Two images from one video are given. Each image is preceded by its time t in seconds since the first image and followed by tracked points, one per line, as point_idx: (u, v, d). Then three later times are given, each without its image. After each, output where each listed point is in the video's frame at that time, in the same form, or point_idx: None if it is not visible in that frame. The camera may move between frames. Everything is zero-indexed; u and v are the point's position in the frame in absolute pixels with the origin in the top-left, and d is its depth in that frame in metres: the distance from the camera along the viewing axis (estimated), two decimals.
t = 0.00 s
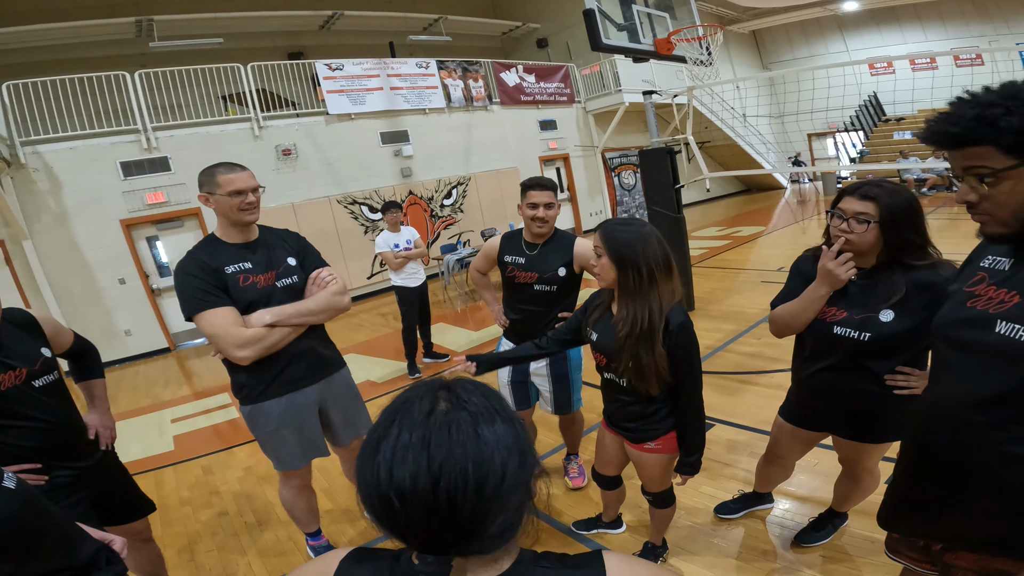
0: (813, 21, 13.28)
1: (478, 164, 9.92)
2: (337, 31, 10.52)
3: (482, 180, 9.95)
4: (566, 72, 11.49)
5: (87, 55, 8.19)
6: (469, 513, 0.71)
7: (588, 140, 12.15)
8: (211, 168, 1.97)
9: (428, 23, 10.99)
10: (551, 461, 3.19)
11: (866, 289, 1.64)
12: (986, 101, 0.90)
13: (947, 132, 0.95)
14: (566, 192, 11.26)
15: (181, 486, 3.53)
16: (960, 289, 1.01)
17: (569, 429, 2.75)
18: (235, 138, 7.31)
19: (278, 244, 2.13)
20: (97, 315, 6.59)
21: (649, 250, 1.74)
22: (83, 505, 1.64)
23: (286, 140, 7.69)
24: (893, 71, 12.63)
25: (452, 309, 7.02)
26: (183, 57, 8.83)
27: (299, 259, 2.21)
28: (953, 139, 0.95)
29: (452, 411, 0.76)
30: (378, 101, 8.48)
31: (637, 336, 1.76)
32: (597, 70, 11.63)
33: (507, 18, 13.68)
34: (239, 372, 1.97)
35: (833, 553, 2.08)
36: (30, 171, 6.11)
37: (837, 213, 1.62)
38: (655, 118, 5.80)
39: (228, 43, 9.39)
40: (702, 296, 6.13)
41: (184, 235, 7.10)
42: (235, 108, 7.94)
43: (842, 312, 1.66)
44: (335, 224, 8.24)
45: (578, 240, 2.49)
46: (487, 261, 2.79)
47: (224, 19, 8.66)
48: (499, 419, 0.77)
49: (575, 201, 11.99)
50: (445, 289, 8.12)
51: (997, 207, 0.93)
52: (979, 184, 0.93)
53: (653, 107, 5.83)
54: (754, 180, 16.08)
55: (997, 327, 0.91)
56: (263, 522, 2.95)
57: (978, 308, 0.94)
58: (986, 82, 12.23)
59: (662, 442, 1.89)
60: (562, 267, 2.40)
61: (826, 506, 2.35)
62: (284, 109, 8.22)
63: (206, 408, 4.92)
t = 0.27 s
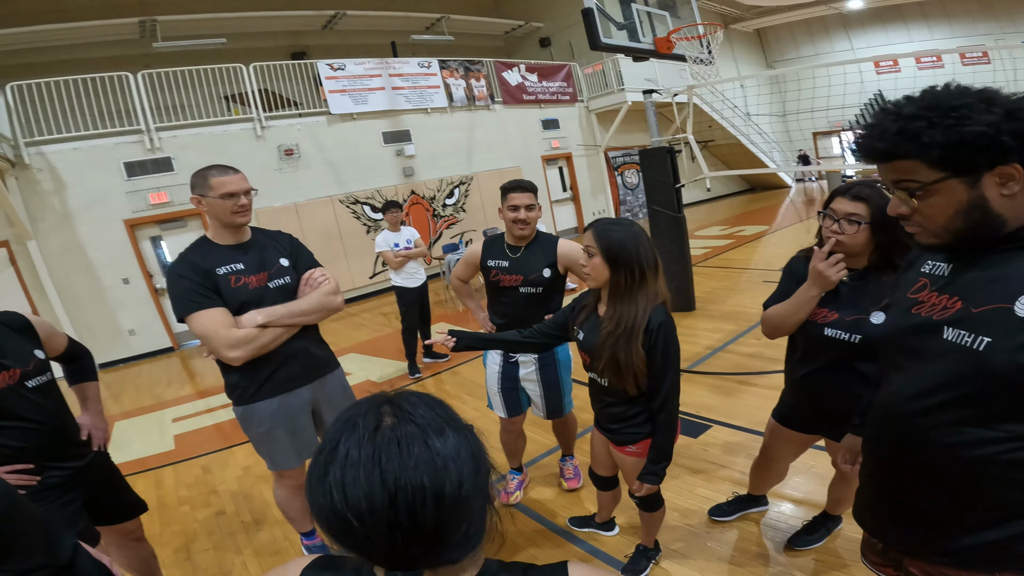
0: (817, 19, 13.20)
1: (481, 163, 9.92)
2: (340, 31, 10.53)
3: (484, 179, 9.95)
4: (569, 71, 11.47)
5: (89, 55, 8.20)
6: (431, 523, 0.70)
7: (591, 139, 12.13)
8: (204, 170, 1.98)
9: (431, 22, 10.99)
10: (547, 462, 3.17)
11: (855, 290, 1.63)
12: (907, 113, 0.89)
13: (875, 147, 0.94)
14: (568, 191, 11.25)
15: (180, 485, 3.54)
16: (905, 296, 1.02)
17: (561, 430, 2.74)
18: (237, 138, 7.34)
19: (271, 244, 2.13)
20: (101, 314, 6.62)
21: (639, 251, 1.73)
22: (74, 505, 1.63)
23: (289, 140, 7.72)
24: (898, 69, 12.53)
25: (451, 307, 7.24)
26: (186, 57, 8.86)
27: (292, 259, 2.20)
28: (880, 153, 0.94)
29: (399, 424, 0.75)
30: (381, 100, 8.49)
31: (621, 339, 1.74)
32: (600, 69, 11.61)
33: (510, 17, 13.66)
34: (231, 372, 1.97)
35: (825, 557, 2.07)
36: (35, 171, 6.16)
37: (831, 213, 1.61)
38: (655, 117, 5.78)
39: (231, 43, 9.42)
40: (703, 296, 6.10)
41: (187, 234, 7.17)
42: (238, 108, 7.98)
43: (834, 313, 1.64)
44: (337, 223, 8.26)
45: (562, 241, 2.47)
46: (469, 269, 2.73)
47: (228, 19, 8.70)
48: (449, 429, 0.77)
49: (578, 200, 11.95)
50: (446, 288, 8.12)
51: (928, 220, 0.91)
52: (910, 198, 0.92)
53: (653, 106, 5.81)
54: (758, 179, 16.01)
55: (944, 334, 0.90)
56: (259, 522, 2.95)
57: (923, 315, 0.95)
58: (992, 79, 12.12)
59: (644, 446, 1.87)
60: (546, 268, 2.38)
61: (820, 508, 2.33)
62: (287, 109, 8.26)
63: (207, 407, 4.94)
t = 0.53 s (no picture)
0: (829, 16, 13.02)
1: (488, 163, 9.90)
2: (348, 32, 10.56)
3: (492, 179, 9.93)
4: (577, 70, 11.42)
5: (102, 56, 8.29)
6: (422, 522, 0.68)
7: (599, 139, 12.06)
8: (202, 173, 1.98)
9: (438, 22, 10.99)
10: (548, 463, 3.14)
11: (853, 293, 1.62)
12: (890, 114, 0.81)
13: (856, 150, 0.85)
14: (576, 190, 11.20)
15: (186, 484, 3.55)
16: (885, 302, 0.98)
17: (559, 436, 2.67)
18: (245, 139, 7.39)
19: (270, 247, 2.11)
20: (113, 314, 6.69)
21: (637, 251, 1.72)
22: (77, 503, 1.62)
23: (297, 141, 7.76)
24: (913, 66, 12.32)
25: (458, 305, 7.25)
26: (197, 59, 8.95)
27: (292, 262, 2.19)
28: (862, 157, 0.84)
29: (371, 428, 0.72)
30: (388, 100, 8.50)
31: (624, 338, 1.69)
32: (608, 67, 11.54)
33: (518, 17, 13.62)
34: (230, 374, 1.96)
35: (827, 562, 2.01)
36: (47, 173, 6.23)
37: (831, 215, 1.60)
38: (661, 115, 5.72)
39: (240, 44, 9.48)
40: (711, 296, 6.02)
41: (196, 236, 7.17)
42: (247, 109, 8.03)
43: (835, 316, 1.62)
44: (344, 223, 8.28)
45: (540, 242, 2.49)
46: (449, 279, 2.69)
47: (236, 20, 8.76)
48: (418, 431, 0.75)
49: (586, 200, 11.88)
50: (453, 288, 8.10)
51: (914, 226, 0.83)
52: (895, 204, 0.83)
53: (660, 104, 5.75)
54: (769, 177, 15.83)
55: (924, 340, 0.86)
56: (262, 522, 2.95)
57: (904, 321, 0.91)
58: (1009, 74, 11.87)
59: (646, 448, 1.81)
60: (528, 270, 2.38)
61: (824, 513, 2.27)
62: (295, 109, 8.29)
63: (214, 407, 4.96)
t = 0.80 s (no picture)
0: (837, 13, 12.89)
1: (493, 161, 9.86)
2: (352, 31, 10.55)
3: (496, 178, 9.90)
4: (582, 68, 11.37)
5: (108, 56, 8.31)
6: (430, 513, 0.66)
7: (605, 137, 12.00)
8: (201, 172, 1.95)
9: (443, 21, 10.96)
10: (550, 463, 3.10)
11: (856, 293, 1.58)
12: (891, 103, 0.77)
13: (855, 140, 0.81)
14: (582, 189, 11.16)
15: (189, 483, 3.55)
16: (883, 303, 0.95)
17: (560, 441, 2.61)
18: (250, 138, 7.40)
19: (271, 246, 2.09)
20: (120, 313, 6.72)
21: (629, 248, 1.77)
22: (79, 503, 1.60)
23: (302, 140, 7.76)
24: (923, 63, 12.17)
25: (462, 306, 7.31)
26: (202, 58, 8.97)
27: (293, 261, 2.17)
28: (862, 148, 0.81)
29: (368, 424, 0.70)
30: (392, 99, 8.48)
31: (637, 333, 1.67)
32: (613, 66, 11.48)
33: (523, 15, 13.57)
34: (231, 373, 1.95)
35: (830, 564, 1.98)
36: (55, 172, 6.26)
37: (837, 212, 1.57)
38: (666, 113, 5.66)
39: (245, 44, 9.49)
40: (717, 295, 5.96)
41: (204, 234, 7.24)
42: (252, 109, 8.04)
43: (838, 315, 1.59)
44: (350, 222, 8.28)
45: (523, 242, 2.52)
46: (433, 285, 2.70)
47: (241, 20, 8.77)
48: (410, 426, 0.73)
49: (591, 199, 11.82)
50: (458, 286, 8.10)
51: (916, 221, 0.78)
52: (896, 197, 0.79)
53: (665, 102, 5.70)
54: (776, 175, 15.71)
55: (916, 343, 0.82)
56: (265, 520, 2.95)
57: (897, 322, 0.87)
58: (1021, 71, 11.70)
59: (657, 447, 1.77)
60: (515, 271, 2.41)
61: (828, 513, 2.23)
62: (300, 109, 8.30)
63: (219, 406, 4.96)
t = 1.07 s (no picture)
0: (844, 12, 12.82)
1: (498, 161, 9.88)
2: (358, 30, 10.59)
3: (501, 177, 9.91)
4: (586, 68, 11.36)
5: (116, 55, 8.38)
6: (429, 527, 0.67)
7: (609, 137, 11.99)
8: (208, 173, 1.96)
9: (448, 19, 10.98)
10: (554, 463, 3.12)
11: (862, 294, 1.59)
12: (900, 100, 0.76)
13: (862, 138, 0.80)
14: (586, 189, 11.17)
15: (197, 480, 3.59)
16: (885, 306, 0.94)
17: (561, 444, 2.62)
18: (257, 137, 7.45)
19: (277, 247, 2.12)
20: (128, 311, 6.78)
21: (629, 248, 1.80)
22: (91, 500, 1.62)
23: (308, 139, 7.81)
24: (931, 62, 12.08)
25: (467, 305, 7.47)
26: (209, 58, 9.03)
27: (298, 261, 2.20)
28: (868, 147, 0.80)
29: (375, 434, 0.71)
30: (398, 99, 8.51)
31: (643, 332, 1.70)
32: (618, 65, 11.47)
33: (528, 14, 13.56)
34: (238, 372, 1.97)
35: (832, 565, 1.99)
36: (63, 171, 6.33)
37: (845, 213, 1.58)
38: (671, 113, 5.66)
39: (252, 43, 9.54)
40: (722, 295, 5.96)
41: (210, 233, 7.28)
42: (259, 108, 8.09)
43: (844, 317, 1.59)
44: (355, 221, 8.31)
45: (521, 243, 2.55)
46: (434, 289, 2.72)
47: (248, 19, 8.82)
48: (417, 436, 0.73)
49: (596, 198, 11.81)
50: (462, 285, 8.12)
51: (923, 223, 0.77)
52: (903, 199, 0.78)
53: (670, 102, 5.70)
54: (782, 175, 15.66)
55: (908, 350, 0.83)
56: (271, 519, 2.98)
57: (895, 328, 0.87)
58: None
59: (661, 444, 1.80)
60: (517, 271, 2.43)
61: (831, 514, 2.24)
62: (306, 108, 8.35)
63: (225, 404, 5.00)
